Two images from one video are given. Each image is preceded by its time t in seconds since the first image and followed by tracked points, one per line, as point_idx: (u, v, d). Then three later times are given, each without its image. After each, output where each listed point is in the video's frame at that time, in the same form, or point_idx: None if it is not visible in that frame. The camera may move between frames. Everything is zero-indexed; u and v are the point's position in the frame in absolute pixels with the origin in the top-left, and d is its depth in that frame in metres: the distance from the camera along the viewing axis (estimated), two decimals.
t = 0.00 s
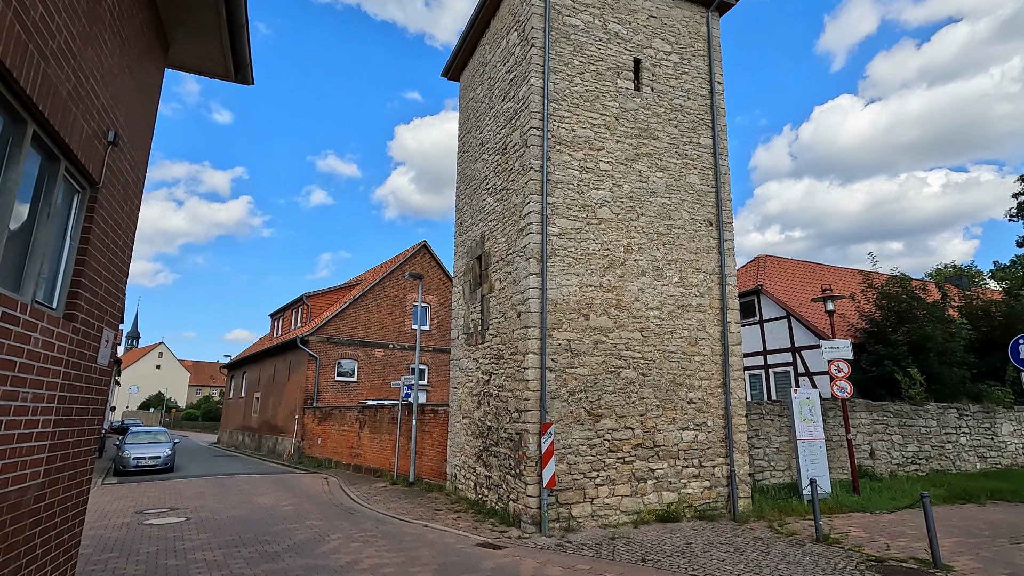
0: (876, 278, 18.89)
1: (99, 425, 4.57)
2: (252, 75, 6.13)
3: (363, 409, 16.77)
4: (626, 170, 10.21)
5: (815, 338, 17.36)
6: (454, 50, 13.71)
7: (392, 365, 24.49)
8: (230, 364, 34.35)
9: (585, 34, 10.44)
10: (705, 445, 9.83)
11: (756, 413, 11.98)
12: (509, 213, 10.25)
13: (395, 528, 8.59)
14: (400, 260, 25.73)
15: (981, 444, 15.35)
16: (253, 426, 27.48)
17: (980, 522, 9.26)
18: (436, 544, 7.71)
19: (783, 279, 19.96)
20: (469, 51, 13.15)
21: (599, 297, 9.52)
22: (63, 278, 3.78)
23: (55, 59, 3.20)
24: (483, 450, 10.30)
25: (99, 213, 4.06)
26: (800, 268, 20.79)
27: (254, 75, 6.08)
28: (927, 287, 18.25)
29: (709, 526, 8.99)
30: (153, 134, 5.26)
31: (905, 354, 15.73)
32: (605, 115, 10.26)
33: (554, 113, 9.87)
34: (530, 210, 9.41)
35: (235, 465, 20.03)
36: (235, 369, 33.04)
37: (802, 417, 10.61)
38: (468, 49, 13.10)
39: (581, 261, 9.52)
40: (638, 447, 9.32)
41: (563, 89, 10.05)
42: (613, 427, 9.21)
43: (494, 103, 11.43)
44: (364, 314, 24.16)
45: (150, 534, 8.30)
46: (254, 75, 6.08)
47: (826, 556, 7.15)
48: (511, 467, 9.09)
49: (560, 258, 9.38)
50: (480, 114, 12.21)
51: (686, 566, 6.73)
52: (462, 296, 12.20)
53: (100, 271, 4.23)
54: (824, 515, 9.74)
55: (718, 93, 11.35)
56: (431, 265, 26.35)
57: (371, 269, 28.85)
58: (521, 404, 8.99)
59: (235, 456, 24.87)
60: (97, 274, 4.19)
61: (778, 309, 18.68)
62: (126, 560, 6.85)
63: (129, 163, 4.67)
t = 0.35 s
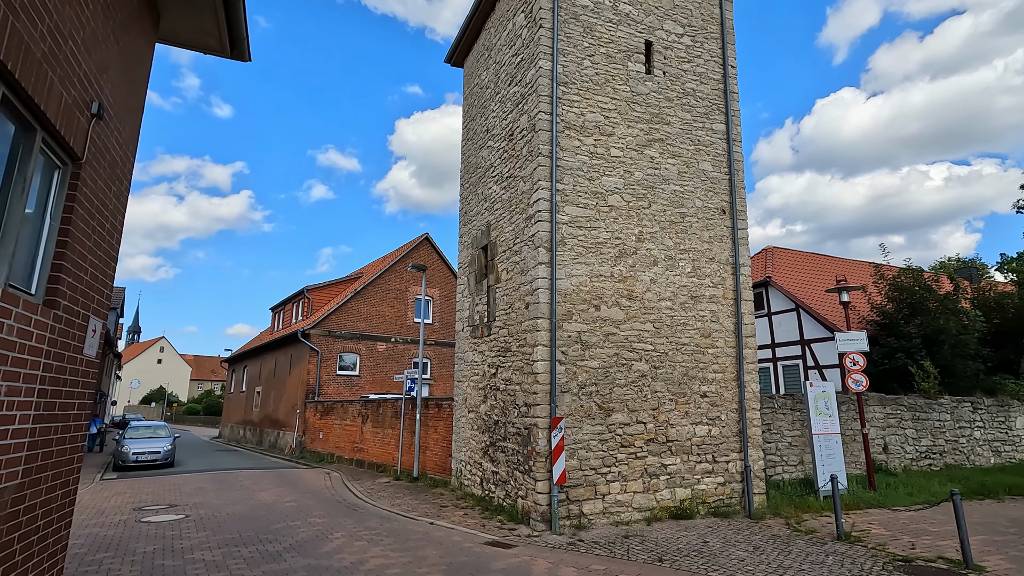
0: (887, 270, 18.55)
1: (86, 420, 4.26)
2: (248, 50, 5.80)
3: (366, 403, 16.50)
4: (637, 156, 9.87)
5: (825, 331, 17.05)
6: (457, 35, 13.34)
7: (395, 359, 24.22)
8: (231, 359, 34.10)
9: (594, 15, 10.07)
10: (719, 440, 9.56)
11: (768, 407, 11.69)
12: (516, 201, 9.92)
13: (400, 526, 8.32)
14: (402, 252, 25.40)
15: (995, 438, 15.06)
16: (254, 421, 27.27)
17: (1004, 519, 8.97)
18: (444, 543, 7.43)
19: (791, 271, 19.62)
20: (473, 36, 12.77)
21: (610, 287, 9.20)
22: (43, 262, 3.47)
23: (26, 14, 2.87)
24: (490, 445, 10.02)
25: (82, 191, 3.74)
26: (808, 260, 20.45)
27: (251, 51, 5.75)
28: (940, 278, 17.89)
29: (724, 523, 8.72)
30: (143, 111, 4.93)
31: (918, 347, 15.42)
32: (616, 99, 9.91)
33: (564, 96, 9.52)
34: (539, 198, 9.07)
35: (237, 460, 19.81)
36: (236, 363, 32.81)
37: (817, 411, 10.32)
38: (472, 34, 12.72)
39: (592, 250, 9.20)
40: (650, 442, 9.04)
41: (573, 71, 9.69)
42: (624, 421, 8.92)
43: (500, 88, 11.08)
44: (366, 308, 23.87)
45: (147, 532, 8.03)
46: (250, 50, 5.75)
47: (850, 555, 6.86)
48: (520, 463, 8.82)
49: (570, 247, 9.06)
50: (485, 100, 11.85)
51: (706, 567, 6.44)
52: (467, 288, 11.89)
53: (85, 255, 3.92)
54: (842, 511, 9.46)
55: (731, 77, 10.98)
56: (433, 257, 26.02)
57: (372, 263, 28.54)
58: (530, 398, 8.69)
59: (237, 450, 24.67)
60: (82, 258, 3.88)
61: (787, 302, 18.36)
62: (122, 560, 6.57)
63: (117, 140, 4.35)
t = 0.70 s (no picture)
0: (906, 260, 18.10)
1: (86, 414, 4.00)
2: (252, 24, 5.51)
3: (375, 397, 16.29)
4: (655, 140, 9.52)
5: (842, 322, 16.65)
6: (466, 21, 12.99)
7: (403, 352, 24.00)
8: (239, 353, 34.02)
9: None
10: (740, 434, 9.25)
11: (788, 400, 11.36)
12: (530, 187, 9.59)
13: (413, 523, 8.06)
14: (409, 245, 25.13)
15: (1019, 432, 14.68)
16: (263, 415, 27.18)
17: None
18: (459, 541, 7.17)
19: (807, 262, 19.21)
20: (483, 20, 12.42)
21: (628, 276, 8.88)
22: (33, 241, 3.20)
23: None
24: (504, 439, 9.76)
25: (75, 166, 3.48)
26: (824, 251, 20.02)
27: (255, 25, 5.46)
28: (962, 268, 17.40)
29: (747, 520, 8.43)
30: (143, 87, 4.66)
31: (940, 339, 15.01)
32: (633, 82, 9.54)
33: (579, 78, 9.17)
34: (554, 183, 8.75)
35: (245, 454, 19.68)
36: (244, 357, 32.74)
37: (841, 404, 9.98)
38: (482, 18, 12.37)
39: (609, 238, 8.87)
40: (670, 436, 8.75)
41: (588, 53, 9.34)
42: (643, 415, 8.62)
43: (512, 72, 10.73)
44: (374, 301, 23.64)
45: (154, 529, 7.82)
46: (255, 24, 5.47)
47: (886, 555, 6.53)
48: (536, 458, 8.55)
49: (586, 234, 8.73)
50: (496, 85, 11.52)
51: (735, 566, 6.13)
52: (479, 279, 11.59)
53: (79, 237, 3.65)
54: (868, 507, 9.15)
55: (751, 59, 10.59)
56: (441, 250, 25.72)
57: (379, 256, 28.29)
58: (546, 391, 8.40)
59: (245, 445, 24.57)
60: (78, 240, 3.61)
61: (802, 293, 17.95)
62: (127, 558, 6.35)
63: (114, 115, 4.07)
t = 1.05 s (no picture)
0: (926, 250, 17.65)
1: (81, 404, 3.73)
2: None
3: (383, 391, 16.07)
4: (674, 124, 9.17)
5: (860, 314, 16.25)
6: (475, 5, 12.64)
7: (410, 346, 23.77)
8: (246, 347, 33.97)
9: None
10: (762, 428, 8.93)
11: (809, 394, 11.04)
12: (543, 173, 9.27)
13: (425, 519, 7.81)
14: (416, 237, 24.86)
15: None
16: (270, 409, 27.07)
17: None
18: (474, 538, 6.91)
19: (822, 254, 18.80)
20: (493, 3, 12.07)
21: (647, 264, 8.56)
22: (16, 215, 2.92)
23: None
24: (518, 433, 9.49)
25: (65, 136, 3.20)
26: (840, 242, 19.59)
27: None
28: (984, 258, 16.94)
29: (771, 516, 8.12)
30: (141, 58, 4.37)
31: (963, 331, 14.61)
32: (651, 63, 9.19)
33: (595, 59, 8.82)
34: (569, 168, 8.42)
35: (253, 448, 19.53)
36: (251, 352, 32.66)
37: (866, 397, 9.63)
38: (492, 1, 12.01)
39: (627, 225, 8.54)
40: (689, 430, 8.45)
41: (604, 32, 8.98)
42: (663, 408, 8.32)
43: (525, 54, 10.39)
44: (381, 294, 23.40)
45: (159, 524, 7.61)
46: None
47: (924, 555, 6.21)
48: (551, 452, 8.27)
49: (603, 221, 8.41)
50: (507, 70, 11.18)
51: (765, 567, 5.82)
52: (490, 269, 11.30)
53: (71, 214, 3.37)
54: (896, 504, 8.82)
55: (773, 40, 10.19)
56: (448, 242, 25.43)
57: (386, 249, 28.03)
58: (562, 383, 8.11)
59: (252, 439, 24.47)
60: (68, 217, 3.34)
61: (818, 284, 17.56)
62: (131, 555, 6.12)
63: (108, 84, 3.78)
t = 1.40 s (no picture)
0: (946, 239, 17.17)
1: (71, 395, 3.43)
2: None
3: (391, 383, 15.83)
4: (694, 105, 8.78)
5: (878, 305, 15.84)
6: None
7: (417, 338, 23.50)
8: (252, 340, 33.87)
9: None
10: (785, 421, 8.60)
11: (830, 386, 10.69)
12: (558, 157, 8.92)
13: (437, 515, 7.54)
14: (423, 228, 24.54)
15: None
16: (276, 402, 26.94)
17: None
18: (488, 536, 6.63)
19: (838, 244, 18.38)
20: None
21: (666, 251, 8.21)
22: None
23: None
24: (531, 427, 9.20)
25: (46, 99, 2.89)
26: (855, 233, 19.16)
27: None
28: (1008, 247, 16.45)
29: (796, 513, 7.80)
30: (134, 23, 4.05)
31: (987, 321, 14.18)
32: (670, 41, 8.79)
33: (612, 37, 8.43)
34: (586, 150, 8.06)
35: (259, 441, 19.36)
36: (257, 344, 32.54)
37: (893, 389, 9.27)
38: None
39: (645, 210, 8.19)
40: (711, 424, 8.12)
41: (621, 8, 8.59)
42: (683, 401, 7.99)
43: (537, 34, 10.00)
44: (387, 286, 23.12)
45: (163, 520, 7.36)
46: None
47: (965, 555, 5.87)
48: (567, 446, 7.97)
49: (621, 206, 8.06)
50: (518, 51, 10.80)
51: (798, 568, 5.50)
52: (500, 258, 10.98)
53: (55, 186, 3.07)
54: (925, 500, 8.47)
55: (796, 17, 9.75)
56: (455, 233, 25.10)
57: (392, 240, 27.73)
58: (579, 375, 7.79)
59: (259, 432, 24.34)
60: (52, 189, 3.04)
61: (835, 275, 17.15)
62: (133, 553, 5.87)
63: (96, 47, 3.46)
